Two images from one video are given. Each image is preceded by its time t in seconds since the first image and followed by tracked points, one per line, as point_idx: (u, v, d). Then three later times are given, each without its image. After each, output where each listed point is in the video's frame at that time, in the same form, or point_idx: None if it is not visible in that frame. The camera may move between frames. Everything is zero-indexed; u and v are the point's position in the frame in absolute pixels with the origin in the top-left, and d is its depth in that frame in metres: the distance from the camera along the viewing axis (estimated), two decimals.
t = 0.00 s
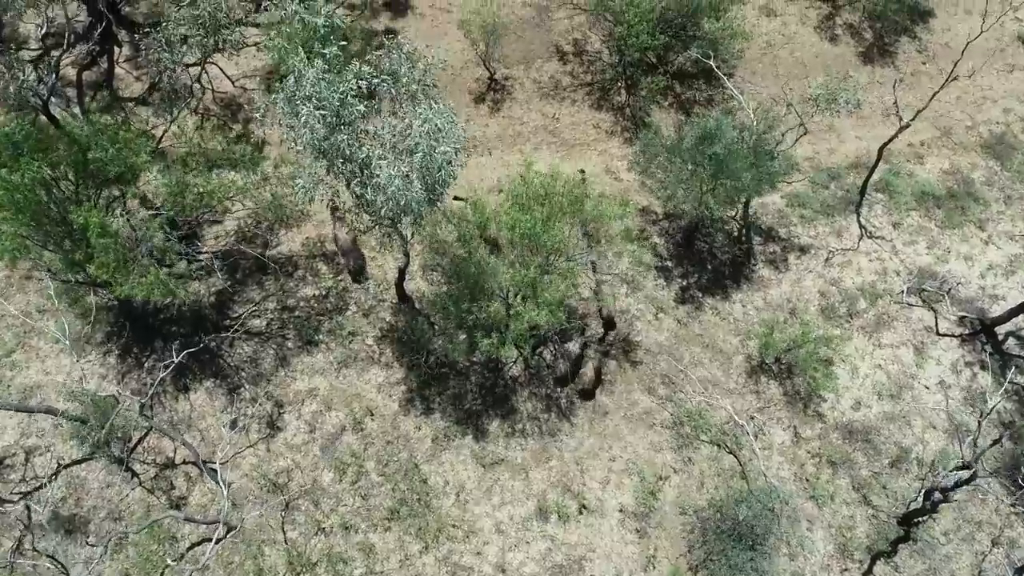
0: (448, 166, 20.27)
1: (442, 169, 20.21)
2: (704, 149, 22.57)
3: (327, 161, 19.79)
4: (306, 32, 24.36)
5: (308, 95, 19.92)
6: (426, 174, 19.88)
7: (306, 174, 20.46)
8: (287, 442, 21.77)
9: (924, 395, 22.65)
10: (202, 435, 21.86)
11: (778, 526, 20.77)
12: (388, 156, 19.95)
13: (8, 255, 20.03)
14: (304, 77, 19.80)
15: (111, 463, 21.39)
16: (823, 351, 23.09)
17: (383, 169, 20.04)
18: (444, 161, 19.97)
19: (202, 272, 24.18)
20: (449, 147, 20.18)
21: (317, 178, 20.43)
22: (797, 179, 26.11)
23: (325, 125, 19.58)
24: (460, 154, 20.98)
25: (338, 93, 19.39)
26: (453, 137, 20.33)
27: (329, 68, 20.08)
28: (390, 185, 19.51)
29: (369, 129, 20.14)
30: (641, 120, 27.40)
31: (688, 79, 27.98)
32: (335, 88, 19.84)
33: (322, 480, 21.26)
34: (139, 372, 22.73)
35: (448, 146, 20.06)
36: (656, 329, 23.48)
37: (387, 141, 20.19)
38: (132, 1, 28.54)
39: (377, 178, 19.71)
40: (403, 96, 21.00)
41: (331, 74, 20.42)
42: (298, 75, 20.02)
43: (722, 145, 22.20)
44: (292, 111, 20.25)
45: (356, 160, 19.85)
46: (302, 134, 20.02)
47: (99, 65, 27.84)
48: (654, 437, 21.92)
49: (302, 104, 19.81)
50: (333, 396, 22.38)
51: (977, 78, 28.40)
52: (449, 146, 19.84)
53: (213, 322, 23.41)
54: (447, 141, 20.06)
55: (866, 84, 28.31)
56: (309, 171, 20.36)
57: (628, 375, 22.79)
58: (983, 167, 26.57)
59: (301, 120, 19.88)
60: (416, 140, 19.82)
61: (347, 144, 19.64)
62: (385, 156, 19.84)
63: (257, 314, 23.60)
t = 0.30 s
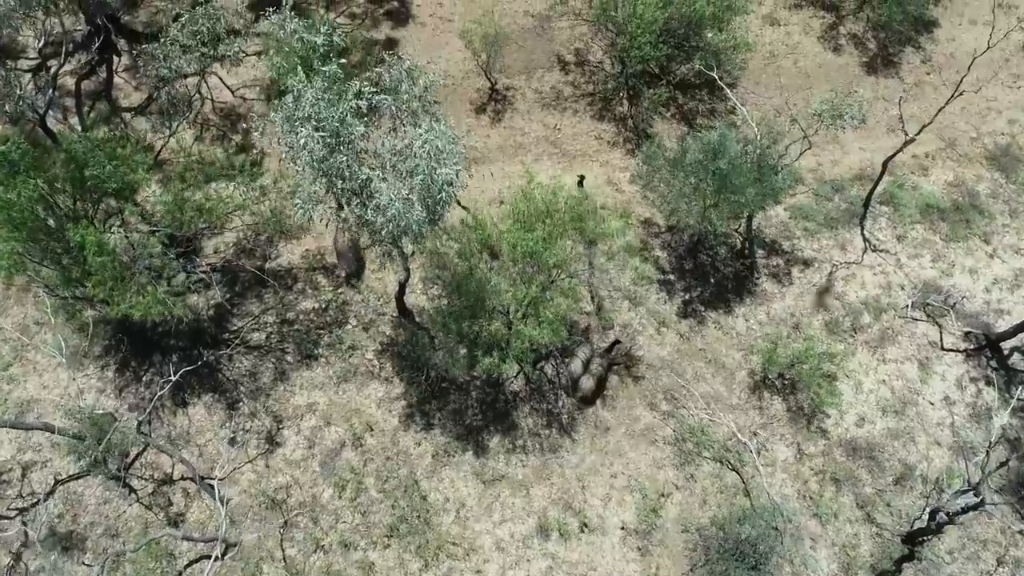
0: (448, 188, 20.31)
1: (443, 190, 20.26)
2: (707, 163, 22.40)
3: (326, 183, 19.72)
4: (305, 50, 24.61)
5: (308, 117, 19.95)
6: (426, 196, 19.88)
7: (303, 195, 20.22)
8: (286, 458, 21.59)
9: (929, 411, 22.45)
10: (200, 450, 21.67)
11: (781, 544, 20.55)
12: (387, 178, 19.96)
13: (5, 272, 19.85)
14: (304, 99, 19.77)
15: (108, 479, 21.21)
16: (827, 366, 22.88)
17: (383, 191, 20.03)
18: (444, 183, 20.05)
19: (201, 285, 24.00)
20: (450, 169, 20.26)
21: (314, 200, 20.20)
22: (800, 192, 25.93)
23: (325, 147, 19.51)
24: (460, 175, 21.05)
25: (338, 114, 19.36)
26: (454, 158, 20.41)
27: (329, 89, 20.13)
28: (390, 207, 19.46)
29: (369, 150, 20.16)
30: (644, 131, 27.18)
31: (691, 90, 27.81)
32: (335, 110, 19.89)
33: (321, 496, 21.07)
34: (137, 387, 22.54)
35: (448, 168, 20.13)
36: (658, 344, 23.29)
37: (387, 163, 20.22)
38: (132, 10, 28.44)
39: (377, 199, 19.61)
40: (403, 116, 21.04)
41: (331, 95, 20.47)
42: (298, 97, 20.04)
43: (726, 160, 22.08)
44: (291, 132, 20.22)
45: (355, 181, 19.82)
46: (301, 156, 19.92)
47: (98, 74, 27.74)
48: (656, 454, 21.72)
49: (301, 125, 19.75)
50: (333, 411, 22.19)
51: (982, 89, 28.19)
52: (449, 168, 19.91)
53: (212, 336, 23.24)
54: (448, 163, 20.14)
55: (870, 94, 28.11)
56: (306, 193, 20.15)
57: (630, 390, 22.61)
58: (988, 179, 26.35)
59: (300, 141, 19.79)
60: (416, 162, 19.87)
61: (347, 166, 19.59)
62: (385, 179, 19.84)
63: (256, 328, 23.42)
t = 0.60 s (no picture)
0: (448, 208, 20.25)
1: (443, 210, 20.19)
2: (710, 179, 22.33)
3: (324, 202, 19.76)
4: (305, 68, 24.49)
5: (308, 135, 19.97)
6: (426, 216, 19.83)
7: (303, 214, 20.27)
8: (285, 472, 21.44)
9: (933, 426, 22.28)
10: (199, 464, 21.53)
11: (784, 561, 20.33)
12: (387, 197, 19.93)
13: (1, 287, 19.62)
14: (304, 117, 19.80)
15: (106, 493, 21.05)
16: (830, 380, 22.70)
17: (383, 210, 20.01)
18: (445, 203, 19.98)
19: (200, 296, 23.85)
20: (450, 188, 20.16)
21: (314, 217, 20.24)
22: (803, 203, 25.78)
23: (324, 166, 19.55)
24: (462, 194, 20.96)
25: (337, 133, 19.38)
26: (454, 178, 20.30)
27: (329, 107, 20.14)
28: (388, 228, 19.45)
29: (369, 169, 20.14)
30: (646, 141, 27.01)
31: (693, 100, 27.67)
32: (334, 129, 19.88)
33: (321, 511, 20.90)
34: (135, 400, 22.39)
35: (449, 188, 20.03)
36: (660, 357, 23.14)
37: (387, 182, 20.19)
38: (132, 17, 28.32)
39: (377, 219, 19.61)
40: (405, 134, 20.94)
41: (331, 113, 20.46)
42: (297, 116, 20.04)
43: (729, 174, 22.04)
44: (291, 151, 20.27)
45: (355, 201, 19.84)
46: (301, 174, 19.98)
47: (98, 83, 27.62)
48: (658, 468, 21.55)
49: (301, 144, 19.78)
50: (332, 425, 22.05)
51: (986, 98, 28.02)
52: (449, 189, 19.81)
53: (211, 348, 23.10)
54: (448, 183, 20.04)
55: (874, 103, 27.96)
56: (307, 211, 20.21)
57: (632, 404, 22.46)
58: (992, 191, 26.17)
59: (300, 160, 19.85)
60: (415, 182, 19.81)
61: (346, 187, 19.61)
62: (384, 198, 19.81)
63: (255, 340, 23.28)
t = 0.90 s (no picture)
0: (450, 230, 20.25)
1: (444, 232, 20.18)
2: (715, 196, 22.22)
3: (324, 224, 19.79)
4: (305, 88, 24.35)
5: (308, 157, 20.00)
6: (426, 239, 19.82)
7: (304, 235, 20.36)
8: (284, 488, 21.27)
9: (938, 443, 22.06)
10: (198, 480, 21.37)
11: None
12: (388, 219, 19.95)
13: None
14: (305, 139, 19.86)
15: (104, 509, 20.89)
16: (835, 397, 22.49)
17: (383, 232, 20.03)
18: (446, 226, 20.00)
19: (199, 309, 23.69)
20: (451, 210, 20.14)
21: (315, 239, 20.31)
22: (808, 216, 25.57)
23: (325, 188, 19.61)
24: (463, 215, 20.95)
25: (338, 155, 19.42)
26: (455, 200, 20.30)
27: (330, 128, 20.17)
28: (389, 251, 19.47)
29: (369, 191, 20.15)
30: (649, 152, 26.81)
31: (697, 111, 27.46)
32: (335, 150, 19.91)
33: (320, 528, 20.73)
34: (133, 414, 22.23)
35: (450, 211, 20.02)
36: (663, 373, 22.95)
37: (388, 203, 20.21)
38: (132, 26, 28.16)
39: (377, 242, 19.66)
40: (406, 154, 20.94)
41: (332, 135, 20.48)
42: (298, 137, 20.07)
43: (734, 191, 21.91)
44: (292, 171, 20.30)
45: (354, 222, 19.87)
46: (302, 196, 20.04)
47: (98, 92, 27.48)
48: (660, 486, 21.35)
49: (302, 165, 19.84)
50: (332, 440, 21.87)
51: (992, 111, 27.81)
52: (451, 212, 19.80)
53: (211, 362, 22.94)
54: (450, 206, 20.02)
55: (879, 114, 27.76)
56: (308, 232, 20.28)
57: (635, 421, 22.25)
58: (998, 204, 25.94)
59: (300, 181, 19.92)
60: (416, 205, 19.81)
61: (346, 209, 19.65)
62: (385, 221, 19.82)
63: (255, 353, 23.12)
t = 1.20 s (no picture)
0: (451, 251, 20.38)
1: (445, 252, 20.28)
2: (719, 211, 22.08)
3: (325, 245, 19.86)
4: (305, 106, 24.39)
5: (309, 177, 20.00)
6: (427, 260, 19.92)
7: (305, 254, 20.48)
8: (284, 503, 21.12)
9: (943, 460, 21.87)
10: (196, 493, 21.23)
11: None
12: (388, 240, 20.02)
13: None
14: (305, 159, 19.84)
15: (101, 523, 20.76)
16: (839, 412, 22.31)
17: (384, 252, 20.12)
18: (447, 247, 20.12)
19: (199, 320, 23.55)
20: (452, 232, 20.22)
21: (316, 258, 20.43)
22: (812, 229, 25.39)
23: (326, 210, 19.66)
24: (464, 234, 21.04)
25: (338, 177, 19.43)
26: (457, 221, 20.37)
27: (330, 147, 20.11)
28: (389, 273, 19.58)
29: (370, 211, 20.21)
30: (652, 163, 26.63)
31: (701, 121, 27.27)
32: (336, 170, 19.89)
33: (319, 543, 20.57)
34: (132, 426, 22.09)
35: (451, 232, 20.10)
36: (666, 387, 22.79)
37: (388, 223, 20.28)
38: (133, 34, 28.03)
39: (378, 264, 19.79)
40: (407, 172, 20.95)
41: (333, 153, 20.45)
42: (298, 156, 20.03)
43: (738, 207, 21.80)
44: (292, 190, 20.30)
45: (355, 243, 19.95)
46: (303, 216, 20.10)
47: (98, 99, 27.36)
48: (662, 502, 21.16)
49: (303, 186, 19.85)
50: (332, 454, 21.72)
51: (998, 122, 27.62)
52: (452, 234, 19.87)
53: (210, 374, 22.80)
54: (451, 227, 20.11)
55: (884, 125, 27.57)
56: (309, 252, 20.39)
57: (637, 435, 22.08)
58: (1004, 217, 25.74)
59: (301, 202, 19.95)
60: (416, 226, 19.88)
61: (347, 230, 19.72)
62: (385, 242, 19.89)
63: (254, 365, 22.99)
